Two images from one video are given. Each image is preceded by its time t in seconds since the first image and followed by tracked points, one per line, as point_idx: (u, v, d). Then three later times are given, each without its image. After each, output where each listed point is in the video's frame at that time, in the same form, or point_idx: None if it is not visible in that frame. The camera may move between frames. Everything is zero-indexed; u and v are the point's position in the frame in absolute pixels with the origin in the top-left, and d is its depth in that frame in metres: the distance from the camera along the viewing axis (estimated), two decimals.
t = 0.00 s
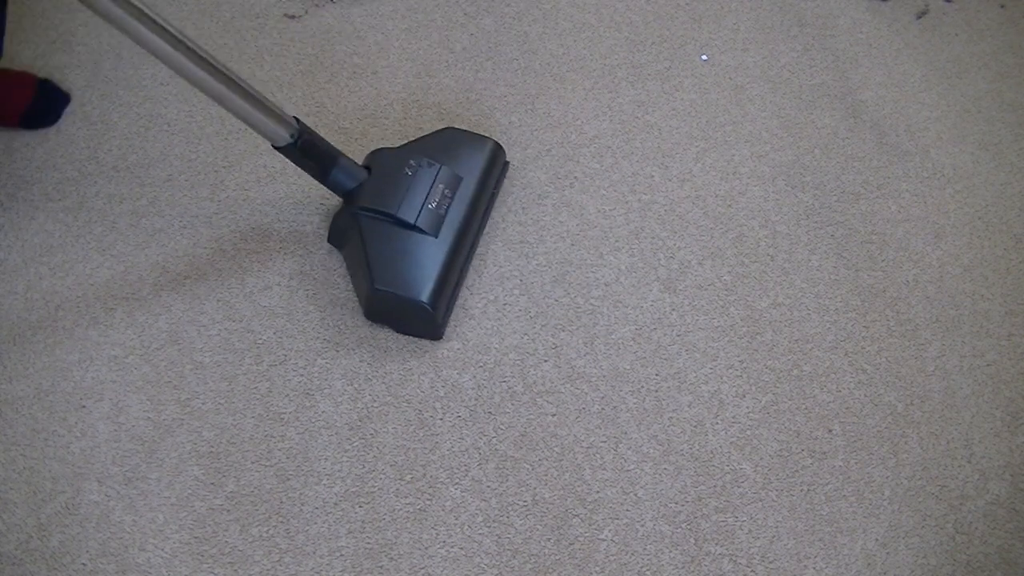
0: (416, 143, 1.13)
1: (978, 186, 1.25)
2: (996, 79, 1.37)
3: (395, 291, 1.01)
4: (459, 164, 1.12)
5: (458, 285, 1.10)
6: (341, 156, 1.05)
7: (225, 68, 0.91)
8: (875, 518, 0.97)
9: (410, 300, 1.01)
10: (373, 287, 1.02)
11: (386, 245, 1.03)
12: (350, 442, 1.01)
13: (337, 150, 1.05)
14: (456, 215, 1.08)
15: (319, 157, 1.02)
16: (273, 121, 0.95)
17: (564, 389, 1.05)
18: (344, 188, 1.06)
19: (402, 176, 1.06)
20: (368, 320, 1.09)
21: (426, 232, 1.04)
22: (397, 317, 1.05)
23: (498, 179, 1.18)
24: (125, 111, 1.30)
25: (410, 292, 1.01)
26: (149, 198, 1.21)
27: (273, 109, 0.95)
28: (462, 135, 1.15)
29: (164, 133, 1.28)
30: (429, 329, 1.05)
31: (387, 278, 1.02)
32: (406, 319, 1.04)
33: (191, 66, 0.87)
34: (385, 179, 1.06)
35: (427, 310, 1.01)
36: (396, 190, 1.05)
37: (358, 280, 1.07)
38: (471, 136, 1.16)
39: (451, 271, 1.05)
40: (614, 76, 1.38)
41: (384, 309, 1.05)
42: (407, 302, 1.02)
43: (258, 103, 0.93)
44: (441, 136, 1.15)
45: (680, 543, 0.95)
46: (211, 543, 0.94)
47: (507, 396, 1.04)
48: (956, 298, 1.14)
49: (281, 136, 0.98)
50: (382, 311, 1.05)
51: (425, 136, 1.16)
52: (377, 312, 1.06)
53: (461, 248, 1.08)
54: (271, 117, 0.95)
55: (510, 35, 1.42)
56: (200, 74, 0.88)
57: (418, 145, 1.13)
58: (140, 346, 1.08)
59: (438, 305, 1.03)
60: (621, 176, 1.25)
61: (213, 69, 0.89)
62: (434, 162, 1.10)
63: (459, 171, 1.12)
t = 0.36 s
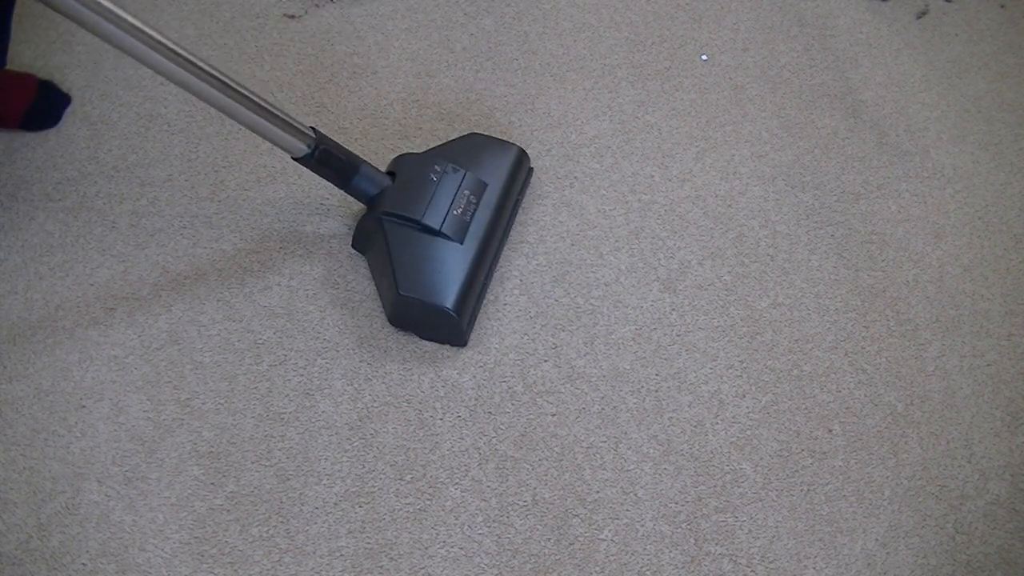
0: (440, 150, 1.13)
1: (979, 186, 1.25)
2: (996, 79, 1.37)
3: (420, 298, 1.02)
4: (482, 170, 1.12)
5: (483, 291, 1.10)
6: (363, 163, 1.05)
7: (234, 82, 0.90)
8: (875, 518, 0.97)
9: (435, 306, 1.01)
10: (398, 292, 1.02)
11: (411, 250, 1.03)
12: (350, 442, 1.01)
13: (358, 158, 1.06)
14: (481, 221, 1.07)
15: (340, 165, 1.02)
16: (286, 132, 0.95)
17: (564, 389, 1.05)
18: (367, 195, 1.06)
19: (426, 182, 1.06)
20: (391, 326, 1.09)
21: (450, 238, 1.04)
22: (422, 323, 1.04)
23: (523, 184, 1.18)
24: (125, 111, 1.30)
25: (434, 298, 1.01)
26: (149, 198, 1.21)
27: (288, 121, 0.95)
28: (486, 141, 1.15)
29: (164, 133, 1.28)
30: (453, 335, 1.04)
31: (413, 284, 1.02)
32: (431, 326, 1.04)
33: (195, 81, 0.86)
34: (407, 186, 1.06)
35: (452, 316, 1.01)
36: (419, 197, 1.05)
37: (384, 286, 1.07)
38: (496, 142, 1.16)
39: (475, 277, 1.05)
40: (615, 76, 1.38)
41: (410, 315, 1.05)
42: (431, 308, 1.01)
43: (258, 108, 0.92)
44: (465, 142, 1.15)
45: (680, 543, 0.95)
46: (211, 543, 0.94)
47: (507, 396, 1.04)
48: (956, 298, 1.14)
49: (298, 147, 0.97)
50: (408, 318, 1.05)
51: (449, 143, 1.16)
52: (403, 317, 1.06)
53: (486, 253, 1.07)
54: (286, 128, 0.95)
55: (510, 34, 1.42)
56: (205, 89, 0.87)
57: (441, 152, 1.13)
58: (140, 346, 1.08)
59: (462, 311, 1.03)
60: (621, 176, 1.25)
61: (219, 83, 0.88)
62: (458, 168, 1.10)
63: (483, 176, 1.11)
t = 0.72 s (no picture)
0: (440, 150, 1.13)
1: (979, 185, 1.25)
2: (997, 79, 1.37)
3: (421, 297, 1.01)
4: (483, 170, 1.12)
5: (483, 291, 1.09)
6: (362, 162, 1.05)
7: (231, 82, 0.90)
8: (875, 518, 0.97)
9: (434, 305, 1.01)
10: (398, 292, 1.02)
11: (411, 250, 1.03)
12: (350, 442, 1.01)
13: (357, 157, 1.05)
14: (480, 218, 1.07)
15: (339, 165, 1.02)
16: (285, 132, 0.95)
17: (564, 389, 1.05)
18: (366, 194, 1.06)
19: (426, 182, 1.06)
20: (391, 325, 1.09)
21: (451, 238, 1.04)
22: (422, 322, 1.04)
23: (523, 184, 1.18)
24: (126, 111, 1.30)
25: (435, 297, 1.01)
26: (149, 198, 1.21)
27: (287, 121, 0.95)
28: (487, 141, 1.15)
29: (164, 133, 1.28)
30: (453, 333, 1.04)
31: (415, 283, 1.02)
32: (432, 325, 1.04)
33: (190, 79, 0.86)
34: (407, 186, 1.06)
35: (451, 316, 1.01)
36: (419, 196, 1.05)
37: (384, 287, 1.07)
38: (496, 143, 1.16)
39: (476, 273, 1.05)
40: (615, 76, 1.38)
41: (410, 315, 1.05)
42: (432, 308, 1.01)
43: (258, 108, 0.92)
44: (465, 142, 1.15)
45: (680, 543, 0.95)
46: (211, 543, 0.94)
47: (507, 396, 1.04)
48: (956, 298, 1.14)
49: (298, 147, 0.97)
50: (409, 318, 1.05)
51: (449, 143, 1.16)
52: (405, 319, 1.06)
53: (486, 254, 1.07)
54: (285, 128, 0.95)
55: (510, 35, 1.42)
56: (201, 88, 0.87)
57: (441, 152, 1.13)
58: (140, 346, 1.08)
59: (462, 311, 1.03)
60: (621, 176, 1.25)
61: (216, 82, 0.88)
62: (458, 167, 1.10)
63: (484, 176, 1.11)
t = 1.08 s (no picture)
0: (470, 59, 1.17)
1: (978, 186, 1.25)
2: (996, 79, 1.37)
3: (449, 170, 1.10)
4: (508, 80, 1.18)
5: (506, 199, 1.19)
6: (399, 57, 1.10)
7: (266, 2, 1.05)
8: (875, 518, 0.97)
9: (467, 196, 1.11)
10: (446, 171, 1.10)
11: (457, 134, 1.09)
12: (350, 442, 1.01)
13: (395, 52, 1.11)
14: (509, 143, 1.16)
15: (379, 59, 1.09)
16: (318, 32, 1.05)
17: (564, 389, 1.05)
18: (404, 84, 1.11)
19: (463, 84, 1.11)
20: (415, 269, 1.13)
21: (484, 167, 1.11)
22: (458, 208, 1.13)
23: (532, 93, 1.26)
24: (126, 112, 1.30)
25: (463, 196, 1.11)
26: (149, 199, 1.21)
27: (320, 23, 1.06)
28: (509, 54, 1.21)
29: (164, 133, 1.28)
30: (478, 217, 1.12)
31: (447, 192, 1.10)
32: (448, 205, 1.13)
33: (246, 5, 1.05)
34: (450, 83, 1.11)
35: (480, 210, 1.12)
36: (463, 99, 1.10)
37: (413, 147, 1.14)
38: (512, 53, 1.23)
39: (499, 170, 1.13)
40: (615, 76, 1.38)
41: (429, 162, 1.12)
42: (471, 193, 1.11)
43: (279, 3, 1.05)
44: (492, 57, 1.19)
45: (680, 543, 0.95)
46: (211, 543, 0.94)
47: (507, 396, 1.04)
48: (956, 298, 1.14)
49: (335, 45, 1.08)
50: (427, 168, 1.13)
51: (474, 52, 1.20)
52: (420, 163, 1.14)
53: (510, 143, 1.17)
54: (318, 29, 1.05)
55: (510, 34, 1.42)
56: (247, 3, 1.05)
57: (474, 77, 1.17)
58: (140, 346, 1.08)
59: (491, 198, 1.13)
60: (621, 177, 1.25)
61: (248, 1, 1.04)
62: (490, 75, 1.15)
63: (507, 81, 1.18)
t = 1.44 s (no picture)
0: None
1: (979, 185, 1.25)
2: (995, 79, 1.37)
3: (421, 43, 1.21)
4: None
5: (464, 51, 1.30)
6: None
7: None
8: (875, 518, 0.97)
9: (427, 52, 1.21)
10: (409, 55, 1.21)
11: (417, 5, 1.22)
12: (350, 442, 1.01)
13: None
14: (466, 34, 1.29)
15: None
16: None
17: (564, 389, 1.05)
18: None
19: None
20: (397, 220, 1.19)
21: (441, 24, 1.24)
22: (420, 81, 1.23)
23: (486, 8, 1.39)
24: (126, 112, 1.30)
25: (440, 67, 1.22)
26: (149, 199, 1.21)
27: None
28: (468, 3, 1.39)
29: (164, 133, 1.28)
30: (439, 80, 1.23)
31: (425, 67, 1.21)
32: (421, 80, 1.23)
33: None
34: None
35: (441, 68, 1.22)
36: None
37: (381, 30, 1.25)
38: None
39: (460, 42, 1.27)
40: (615, 76, 1.37)
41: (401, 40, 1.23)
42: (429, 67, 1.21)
43: None
44: None
45: (680, 543, 0.95)
46: (211, 543, 0.94)
47: (507, 396, 1.04)
48: (956, 298, 1.14)
49: None
50: (400, 49, 1.23)
51: None
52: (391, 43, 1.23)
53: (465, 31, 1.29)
54: None
55: (510, 34, 1.42)
56: None
57: None
58: (140, 346, 1.08)
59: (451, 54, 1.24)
60: (621, 177, 1.25)
61: None
62: None
63: None
